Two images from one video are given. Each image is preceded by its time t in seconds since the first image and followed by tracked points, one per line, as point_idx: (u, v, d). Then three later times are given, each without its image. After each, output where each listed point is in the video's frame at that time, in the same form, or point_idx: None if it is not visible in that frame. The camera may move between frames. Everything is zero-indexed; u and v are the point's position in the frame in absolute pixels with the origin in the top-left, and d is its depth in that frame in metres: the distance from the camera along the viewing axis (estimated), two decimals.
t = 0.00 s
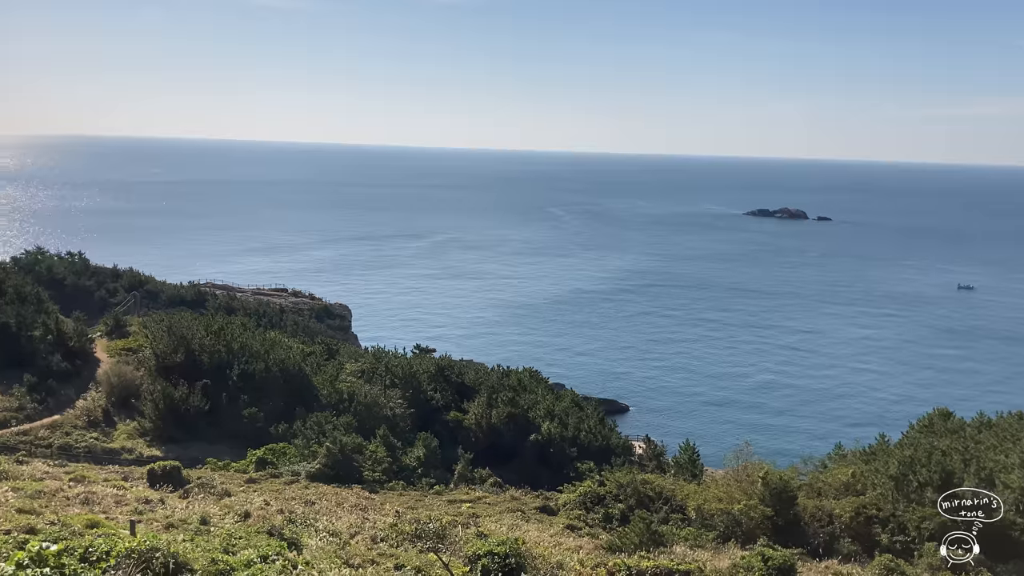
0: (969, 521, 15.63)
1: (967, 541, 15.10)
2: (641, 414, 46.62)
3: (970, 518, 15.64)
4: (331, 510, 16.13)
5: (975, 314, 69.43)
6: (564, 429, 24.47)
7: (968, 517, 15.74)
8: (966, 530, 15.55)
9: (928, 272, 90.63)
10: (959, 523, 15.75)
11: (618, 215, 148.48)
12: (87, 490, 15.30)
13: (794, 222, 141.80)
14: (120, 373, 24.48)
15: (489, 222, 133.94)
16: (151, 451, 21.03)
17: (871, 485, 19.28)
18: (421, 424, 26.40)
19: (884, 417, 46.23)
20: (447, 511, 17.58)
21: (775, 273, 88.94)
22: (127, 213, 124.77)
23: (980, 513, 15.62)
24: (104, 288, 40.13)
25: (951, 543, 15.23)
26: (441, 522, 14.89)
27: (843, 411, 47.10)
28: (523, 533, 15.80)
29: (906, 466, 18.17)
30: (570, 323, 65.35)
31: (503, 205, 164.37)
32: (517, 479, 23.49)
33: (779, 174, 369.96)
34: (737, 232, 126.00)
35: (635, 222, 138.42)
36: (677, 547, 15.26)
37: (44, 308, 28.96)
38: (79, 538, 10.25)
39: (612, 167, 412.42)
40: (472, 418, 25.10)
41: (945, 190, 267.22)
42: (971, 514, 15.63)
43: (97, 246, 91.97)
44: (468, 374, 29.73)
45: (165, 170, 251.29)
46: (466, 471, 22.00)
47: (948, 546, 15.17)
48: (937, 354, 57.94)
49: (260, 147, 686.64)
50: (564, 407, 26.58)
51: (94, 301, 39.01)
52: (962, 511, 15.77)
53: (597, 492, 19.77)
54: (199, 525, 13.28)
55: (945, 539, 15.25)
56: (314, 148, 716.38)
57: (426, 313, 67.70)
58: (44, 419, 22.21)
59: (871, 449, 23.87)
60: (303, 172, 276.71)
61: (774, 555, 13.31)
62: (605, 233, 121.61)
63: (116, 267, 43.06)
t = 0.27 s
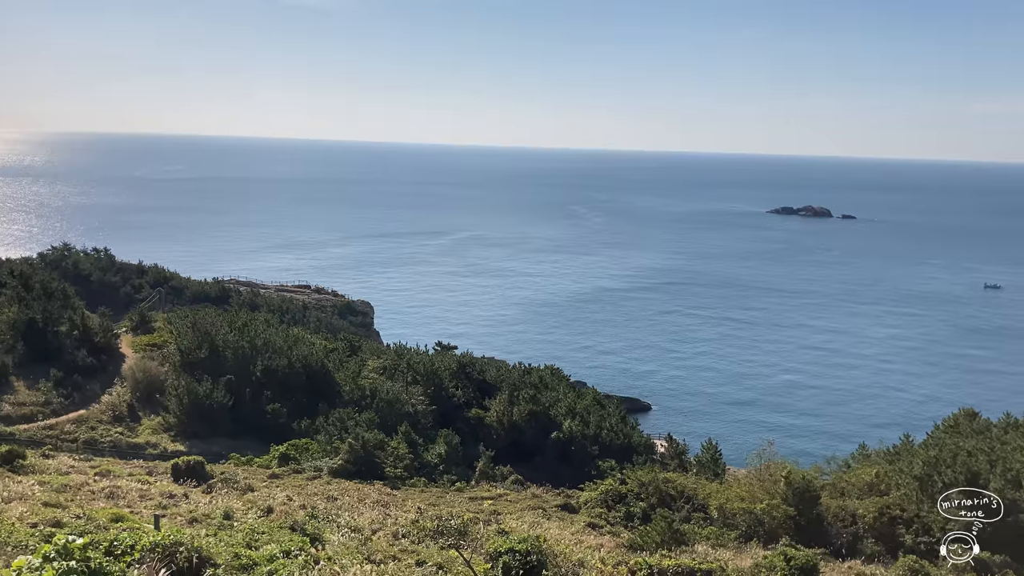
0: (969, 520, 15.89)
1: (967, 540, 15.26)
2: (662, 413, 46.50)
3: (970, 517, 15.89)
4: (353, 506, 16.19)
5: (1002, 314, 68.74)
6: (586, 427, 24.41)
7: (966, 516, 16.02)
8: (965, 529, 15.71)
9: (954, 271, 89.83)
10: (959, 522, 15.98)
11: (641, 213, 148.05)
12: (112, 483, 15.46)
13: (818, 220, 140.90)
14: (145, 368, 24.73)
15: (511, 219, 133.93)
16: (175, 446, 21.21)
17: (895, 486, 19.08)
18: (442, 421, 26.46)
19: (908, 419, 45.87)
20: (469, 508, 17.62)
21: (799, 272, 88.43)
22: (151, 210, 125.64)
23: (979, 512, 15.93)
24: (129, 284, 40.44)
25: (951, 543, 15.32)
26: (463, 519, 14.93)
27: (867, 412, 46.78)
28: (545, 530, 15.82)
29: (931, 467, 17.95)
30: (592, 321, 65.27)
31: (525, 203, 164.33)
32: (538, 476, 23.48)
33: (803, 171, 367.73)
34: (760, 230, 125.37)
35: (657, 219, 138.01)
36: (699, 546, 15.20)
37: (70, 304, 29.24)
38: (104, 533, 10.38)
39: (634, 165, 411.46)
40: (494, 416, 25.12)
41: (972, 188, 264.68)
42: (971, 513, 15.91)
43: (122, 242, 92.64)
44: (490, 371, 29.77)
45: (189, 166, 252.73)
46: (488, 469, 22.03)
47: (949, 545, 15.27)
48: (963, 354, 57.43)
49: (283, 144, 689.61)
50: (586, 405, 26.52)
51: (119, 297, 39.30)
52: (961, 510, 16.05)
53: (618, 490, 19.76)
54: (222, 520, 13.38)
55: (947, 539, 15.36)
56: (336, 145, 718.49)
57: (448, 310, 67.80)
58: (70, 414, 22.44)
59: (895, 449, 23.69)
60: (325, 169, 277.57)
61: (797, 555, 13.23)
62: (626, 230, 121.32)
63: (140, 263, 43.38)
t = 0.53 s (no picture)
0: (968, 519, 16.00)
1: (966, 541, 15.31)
2: (682, 413, 46.38)
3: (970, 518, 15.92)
4: (372, 504, 16.21)
5: None
6: (605, 426, 24.32)
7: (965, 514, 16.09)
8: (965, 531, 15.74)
9: (978, 272, 89.09)
10: (959, 523, 16.05)
11: (661, 212, 147.63)
12: (134, 480, 15.57)
13: (840, 220, 140.05)
14: (167, 366, 24.91)
15: (530, 218, 133.84)
16: (195, 443, 21.35)
17: (916, 488, 18.95)
18: (461, 419, 26.49)
19: (930, 421, 45.56)
20: (488, 507, 17.63)
21: (820, 271, 87.96)
22: (174, 208, 126.35)
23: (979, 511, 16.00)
24: (151, 282, 40.70)
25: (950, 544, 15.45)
26: (482, 518, 14.96)
27: (889, 414, 46.48)
28: (563, 529, 15.82)
29: (952, 469, 17.82)
30: (612, 320, 65.14)
31: (545, 201, 164.21)
32: (557, 476, 23.44)
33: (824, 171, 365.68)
34: (781, 230, 124.77)
35: (678, 219, 137.50)
36: (718, 546, 15.15)
37: (93, 301, 29.46)
38: (127, 528, 10.45)
39: (654, 164, 410.41)
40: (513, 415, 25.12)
41: (996, 188, 262.42)
42: (970, 514, 15.95)
43: (144, 240, 93.23)
44: (509, 370, 29.75)
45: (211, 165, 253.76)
46: (506, 468, 22.00)
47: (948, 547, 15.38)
48: (986, 356, 56.97)
49: (304, 142, 691.88)
50: (605, 405, 26.44)
51: (141, 296, 39.57)
52: (962, 510, 16.05)
53: (637, 490, 19.73)
54: (242, 517, 13.44)
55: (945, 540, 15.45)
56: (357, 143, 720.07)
57: (468, 309, 67.83)
58: (92, 410, 22.63)
59: (917, 451, 23.49)
60: (345, 167, 278.34)
61: (817, 557, 13.18)
62: (647, 230, 120.92)
63: (162, 260, 43.64)
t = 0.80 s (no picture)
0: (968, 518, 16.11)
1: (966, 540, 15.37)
2: (699, 415, 46.27)
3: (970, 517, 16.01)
4: (389, 504, 16.25)
5: None
6: (622, 428, 24.25)
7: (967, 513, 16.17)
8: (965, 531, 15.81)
9: (999, 275, 88.39)
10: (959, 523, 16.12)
11: (679, 213, 147.30)
12: (153, 478, 15.68)
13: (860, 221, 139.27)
14: (186, 365, 25.08)
15: (548, 219, 133.81)
16: (214, 442, 21.48)
17: (935, 492, 18.78)
18: (478, 420, 26.52)
19: (950, 425, 45.25)
20: (504, 508, 17.63)
21: (839, 274, 87.53)
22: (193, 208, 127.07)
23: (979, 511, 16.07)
24: (171, 281, 40.98)
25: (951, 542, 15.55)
26: (499, 519, 14.96)
27: (908, 418, 46.19)
28: (580, 531, 15.81)
29: (973, 473, 17.65)
30: (629, 322, 65.04)
31: (562, 202, 164.14)
32: (573, 477, 23.42)
33: (844, 172, 363.83)
34: (800, 232, 124.23)
35: (696, 220, 137.04)
36: (736, 549, 15.10)
37: (113, 300, 29.67)
38: (147, 526, 10.54)
39: (673, 165, 409.61)
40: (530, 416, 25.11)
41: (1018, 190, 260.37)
42: (970, 514, 16.06)
43: (164, 240, 93.80)
44: (526, 371, 29.75)
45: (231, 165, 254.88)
46: (523, 469, 21.99)
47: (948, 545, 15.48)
48: (1008, 360, 56.52)
49: (323, 143, 694.14)
50: (622, 406, 26.37)
51: (161, 295, 39.82)
52: (962, 510, 16.16)
53: (655, 492, 19.69)
54: (260, 516, 13.51)
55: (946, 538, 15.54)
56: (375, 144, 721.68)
57: (486, 310, 67.89)
58: (112, 409, 22.80)
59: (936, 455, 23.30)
60: (364, 168, 278.97)
61: (836, 560, 13.15)
62: (665, 231, 120.54)
63: (182, 260, 43.89)
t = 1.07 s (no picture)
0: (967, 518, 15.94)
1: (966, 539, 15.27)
2: (716, 420, 46.14)
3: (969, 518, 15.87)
4: (405, 506, 16.27)
5: None
6: (638, 431, 24.16)
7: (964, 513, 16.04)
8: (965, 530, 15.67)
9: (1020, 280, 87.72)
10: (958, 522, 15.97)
11: (697, 217, 146.96)
12: (171, 479, 15.78)
13: (879, 225, 138.61)
14: (204, 367, 25.22)
15: (565, 222, 133.78)
16: (231, 443, 21.58)
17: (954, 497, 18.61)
18: (494, 423, 26.52)
19: (969, 431, 44.92)
20: (520, 510, 17.63)
21: (858, 277, 87.10)
22: (212, 210, 127.79)
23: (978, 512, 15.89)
24: (189, 283, 41.19)
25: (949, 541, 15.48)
26: (515, 522, 14.96)
27: (926, 424, 45.92)
28: (596, 534, 15.79)
29: (993, 479, 17.49)
30: (646, 325, 64.94)
31: (579, 205, 163.99)
32: (589, 481, 23.39)
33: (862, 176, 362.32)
34: (818, 235, 123.67)
35: (713, 223, 136.66)
36: (752, 553, 15.07)
37: (132, 301, 29.85)
38: (163, 527, 10.59)
39: (690, 169, 408.67)
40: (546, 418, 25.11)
41: None
42: (971, 513, 15.90)
43: (183, 242, 94.34)
44: (542, 373, 29.73)
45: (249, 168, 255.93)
46: (539, 471, 21.95)
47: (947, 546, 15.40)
48: None
49: (340, 145, 696.89)
50: (639, 410, 26.26)
51: (179, 296, 40.04)
52: (961, 511, 16.01)
53: (671, 496, 19.66)
54: (277, 517, 13.56)
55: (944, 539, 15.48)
56: (392, 147, 723.28)
57: (502, 313, 67.95)
58: (130, 410, 22.93)
59: (955, 460, 23.09)
60: (382, 171, 279.82)
61: (851, 565, 13.13)
62: (683, 234, 120.22)
63: (201, 262, 44.14)
